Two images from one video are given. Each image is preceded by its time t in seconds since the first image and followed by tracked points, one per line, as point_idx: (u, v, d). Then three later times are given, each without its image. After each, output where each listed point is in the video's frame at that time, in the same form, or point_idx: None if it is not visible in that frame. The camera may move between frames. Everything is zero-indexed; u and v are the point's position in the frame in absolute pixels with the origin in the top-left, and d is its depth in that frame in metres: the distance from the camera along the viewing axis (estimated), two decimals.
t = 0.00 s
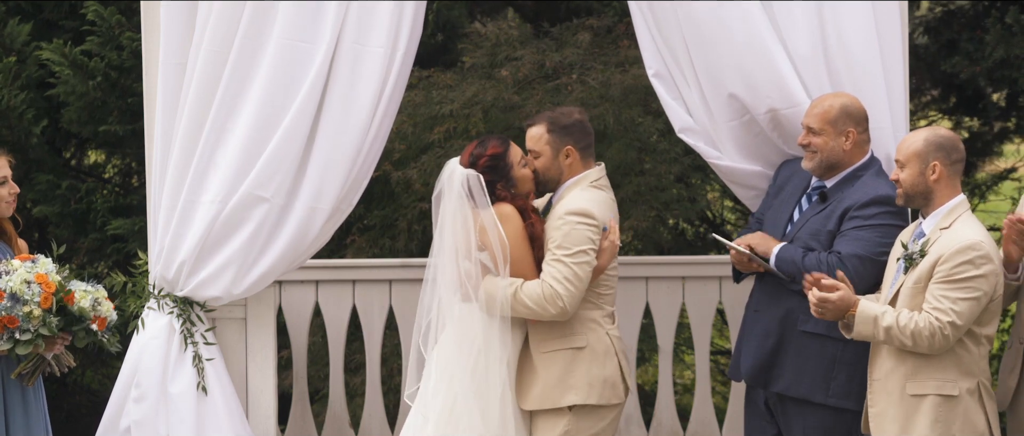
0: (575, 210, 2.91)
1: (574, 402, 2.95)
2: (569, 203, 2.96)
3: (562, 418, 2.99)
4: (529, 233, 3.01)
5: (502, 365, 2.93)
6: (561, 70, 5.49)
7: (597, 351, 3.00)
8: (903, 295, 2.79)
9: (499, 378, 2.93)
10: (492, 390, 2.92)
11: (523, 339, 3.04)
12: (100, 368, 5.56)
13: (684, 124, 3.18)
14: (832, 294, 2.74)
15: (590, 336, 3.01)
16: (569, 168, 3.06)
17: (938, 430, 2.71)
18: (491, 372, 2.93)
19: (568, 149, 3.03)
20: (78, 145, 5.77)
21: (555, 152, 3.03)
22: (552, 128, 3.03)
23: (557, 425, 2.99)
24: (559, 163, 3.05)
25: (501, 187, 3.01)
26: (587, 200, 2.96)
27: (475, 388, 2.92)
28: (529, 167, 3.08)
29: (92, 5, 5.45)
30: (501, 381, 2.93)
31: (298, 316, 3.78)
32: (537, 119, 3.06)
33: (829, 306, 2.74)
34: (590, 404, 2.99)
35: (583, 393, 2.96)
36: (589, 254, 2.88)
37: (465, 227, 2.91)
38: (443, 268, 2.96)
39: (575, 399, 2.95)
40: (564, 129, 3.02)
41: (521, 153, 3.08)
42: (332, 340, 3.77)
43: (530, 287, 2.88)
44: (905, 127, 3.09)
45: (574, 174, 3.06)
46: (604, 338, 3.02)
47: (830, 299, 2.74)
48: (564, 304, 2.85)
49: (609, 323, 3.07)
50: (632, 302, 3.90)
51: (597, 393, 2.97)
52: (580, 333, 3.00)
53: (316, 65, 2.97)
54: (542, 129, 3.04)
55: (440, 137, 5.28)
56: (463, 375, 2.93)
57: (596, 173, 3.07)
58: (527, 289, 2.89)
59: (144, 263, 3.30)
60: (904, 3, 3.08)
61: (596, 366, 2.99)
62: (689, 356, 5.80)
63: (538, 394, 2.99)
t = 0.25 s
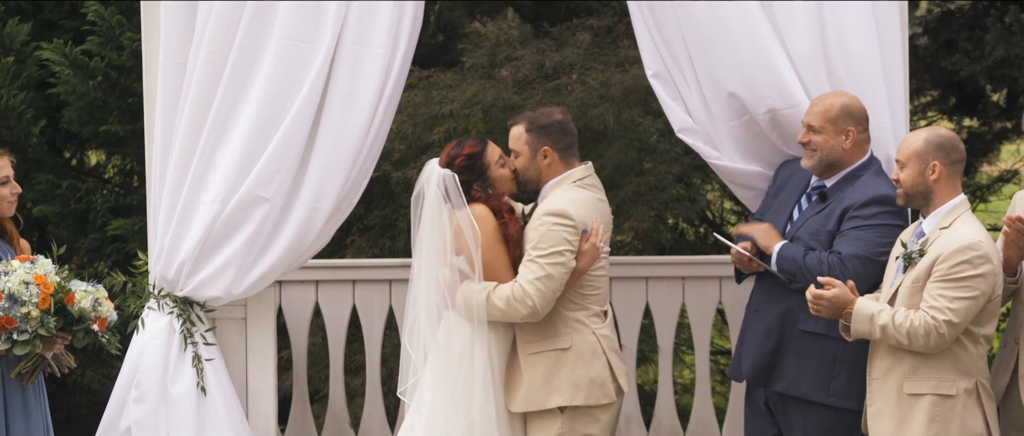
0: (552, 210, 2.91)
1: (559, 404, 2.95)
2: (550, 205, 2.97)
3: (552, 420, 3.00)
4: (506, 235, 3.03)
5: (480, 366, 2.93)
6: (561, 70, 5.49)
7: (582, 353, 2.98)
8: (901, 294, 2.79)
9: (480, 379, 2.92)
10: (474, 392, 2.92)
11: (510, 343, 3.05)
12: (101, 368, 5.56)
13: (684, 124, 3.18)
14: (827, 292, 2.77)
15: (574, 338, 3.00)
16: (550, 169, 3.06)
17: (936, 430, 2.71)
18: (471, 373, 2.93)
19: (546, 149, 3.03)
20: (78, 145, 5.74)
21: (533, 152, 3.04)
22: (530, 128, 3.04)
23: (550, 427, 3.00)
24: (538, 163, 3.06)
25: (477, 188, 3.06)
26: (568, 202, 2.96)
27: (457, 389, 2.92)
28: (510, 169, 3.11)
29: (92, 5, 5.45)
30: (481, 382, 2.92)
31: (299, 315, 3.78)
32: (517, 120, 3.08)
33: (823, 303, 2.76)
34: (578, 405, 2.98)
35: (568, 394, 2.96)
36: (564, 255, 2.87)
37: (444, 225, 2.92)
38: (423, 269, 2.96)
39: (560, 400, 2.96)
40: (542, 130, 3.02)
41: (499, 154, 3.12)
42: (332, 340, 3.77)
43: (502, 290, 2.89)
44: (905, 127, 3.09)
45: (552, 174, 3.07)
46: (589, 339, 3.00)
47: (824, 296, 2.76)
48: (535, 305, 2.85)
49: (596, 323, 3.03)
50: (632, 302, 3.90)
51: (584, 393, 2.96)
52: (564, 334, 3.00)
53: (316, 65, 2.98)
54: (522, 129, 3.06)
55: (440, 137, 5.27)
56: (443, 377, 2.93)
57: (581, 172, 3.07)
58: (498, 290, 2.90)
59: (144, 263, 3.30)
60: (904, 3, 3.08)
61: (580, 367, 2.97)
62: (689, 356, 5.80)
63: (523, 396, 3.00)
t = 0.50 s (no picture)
0: (553, 217, 2.90)
1: (556, 408, 2.95)
2: (552, 210, 2.95)
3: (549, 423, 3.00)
4: (466, 241, 3.05)
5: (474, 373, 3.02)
6: (561, 70, 5.49)
7: (580, 356, 2.98)
8: (900, 293, 2.79)
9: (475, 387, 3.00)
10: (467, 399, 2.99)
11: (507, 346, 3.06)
12: (100, 368, 5.55)
13: (684, 123, 3.18)
14: (823, 289, 2.80)
15: (573, 342, 2.99)
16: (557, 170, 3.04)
17: (937, 429, 2.71)
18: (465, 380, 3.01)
19: (555, 150, 3.01)
20: (78, 146, 5.72)
21: (542, 152, 3.02)
22: (538, 129, 3.01)
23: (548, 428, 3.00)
24: (547, 164, 3.03)
25: (442, 188, 3.09)
26: (570, 208, 2.94)
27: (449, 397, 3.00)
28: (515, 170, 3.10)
29: (93, 5, 5.45)
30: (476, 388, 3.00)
31: (299, 315, 3.78)
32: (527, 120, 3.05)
33: (819, 300, 2.80)
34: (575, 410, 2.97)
35: (565, 399, 2.96)
36: (559, 262, 2.87)
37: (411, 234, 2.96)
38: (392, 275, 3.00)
39: (557, 405, 2.95)
40: (548, 130, 3.00)
41: (474, 161, 3.09)
42: (332, 340, 3.77)
43: (484, 296, 2.92)
44: (905, 127, 3.09)
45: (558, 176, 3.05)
46: (588, 342, 2.99)
47: (820, 294, 2.79)
48: (523, 310, 2.87)
49: (595, 327, 3.02)
50: (632, 302, 3.90)
51: (581, 399, 2.96)
52: (562, 339, 2.99)
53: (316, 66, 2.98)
54: (530, 130, 3.03)
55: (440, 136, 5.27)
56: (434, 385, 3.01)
57: (587, 174, 3.05)
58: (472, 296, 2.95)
59: (144, 263, 3.30)
60: (904, 4, 3.09)
61: (577, 373, 2.97)
62: (689, 356, 5.80)
63: (519, 400, 3.01)
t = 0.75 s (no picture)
0: (555, 221, 2.82)
1: (548, 411, 2.91)
2: (556, 213, 2.88)
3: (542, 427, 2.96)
4: (461, 236, 3.03)
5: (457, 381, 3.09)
6: (561, 70, 5.49)
7: (575, 359, 2.92)
8: (901, 292, 2.79)
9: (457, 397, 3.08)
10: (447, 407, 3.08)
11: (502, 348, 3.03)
12: (100, 368, 5.54)
13: (684, 124, 3.18)
14: (827, 288, 2.77)
15: (568, 345, 2.94)
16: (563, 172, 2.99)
17: (937, 429, 2.71)
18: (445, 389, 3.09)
19: (558, 153, 2.97)
20: (78, 146, 5.73)
21: (546, 154, 2.98)
22: (541, 131, 2.97)
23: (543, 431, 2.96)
24: (550, 166, 3.00)
25: (435, 187, 3.16)
26: (573, 212, 2.86)
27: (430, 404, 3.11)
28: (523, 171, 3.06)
29: (93, 6, 5.44)
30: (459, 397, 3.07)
31: (299, 315, 3.78)
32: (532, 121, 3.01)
33: (823, 301, 2.76)
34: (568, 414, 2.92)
35: (557, 402, 2.90)
36: (560, 268, 2.81)
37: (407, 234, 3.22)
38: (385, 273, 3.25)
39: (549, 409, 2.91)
40: (552, 133, 2.96)
41: (458, 154, 3.14)
42: (332, 340, 3.77)
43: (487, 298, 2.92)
44: (905, 127, 3.09)
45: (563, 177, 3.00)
46: (584, 346, 2.94)
47: (823, 295, 2.76)
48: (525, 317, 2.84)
49: (593, 331, 2.96)
50: (632, 302, 3.90)
51: (573, 402, 2.90)
52: (558, 341, 2.94)
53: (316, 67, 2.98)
54: (535, 132, 3.00)
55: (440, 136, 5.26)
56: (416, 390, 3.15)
57: (594, 177, 2.99)
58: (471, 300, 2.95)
59: (144, 264, 3.30)
60: (904, 4, 3.09)
61: (571, 376, 2.91)
62: (689, 356, 5.80)
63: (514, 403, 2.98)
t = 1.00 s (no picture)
0: (555, 224, 2.81)
1: (534, 413, 2.92)
2: (555, 216, 2.87)
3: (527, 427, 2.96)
4: (467, 233, 3.04)
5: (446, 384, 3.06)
6: (561, 70, 5.49)
7: (565, 362, 2.93)
8: (901, 294, 2.79)
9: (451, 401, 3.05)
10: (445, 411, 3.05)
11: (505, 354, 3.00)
12: (100, 368, 5.53)
13: (683, 123, 3.18)
14: (830, 297, 2.73)
15: (558, 347, 2.95)
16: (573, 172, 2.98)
17: (938, 429, 2.71)
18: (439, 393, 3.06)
19: (563, 154, 2.96)
20: (78, 146, 5.73)
21: (551, 156, 2.98)
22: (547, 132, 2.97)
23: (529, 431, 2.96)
24: (556, 167, 2.99)
25: (452, 179, 3.16)
26: (573, 216, 2.85)
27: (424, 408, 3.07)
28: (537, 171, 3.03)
29: (93, 6, 5.44)
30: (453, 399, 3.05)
31: (299, 316, 3.78)
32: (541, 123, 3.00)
33: (827, 309, 2.73)
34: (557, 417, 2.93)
35: (544, 404, 2.91)
36: (563, 278, 2.80)
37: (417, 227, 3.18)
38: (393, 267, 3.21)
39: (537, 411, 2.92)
40: (557, 134, 2.95)
41: (479, 150, 3.13)
42: (332, 340, 3.77)
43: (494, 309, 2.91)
44: (905, 128, 3.09)
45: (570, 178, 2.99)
46: (575, 349, 2.95)
47: (828, 302, 2.72)
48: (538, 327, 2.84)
49: (586, 334, 2.97)
50: (632, 302, 3.90)
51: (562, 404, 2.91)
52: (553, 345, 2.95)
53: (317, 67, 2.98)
54: (541, 134, 3.00)
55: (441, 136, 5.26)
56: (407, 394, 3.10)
57: (597, 182, 2.97)
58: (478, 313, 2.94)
59: (144, 263, 3.30)
60: (904, 5, 3.09)
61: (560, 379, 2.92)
62: (689, 356, 5.80)
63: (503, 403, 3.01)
